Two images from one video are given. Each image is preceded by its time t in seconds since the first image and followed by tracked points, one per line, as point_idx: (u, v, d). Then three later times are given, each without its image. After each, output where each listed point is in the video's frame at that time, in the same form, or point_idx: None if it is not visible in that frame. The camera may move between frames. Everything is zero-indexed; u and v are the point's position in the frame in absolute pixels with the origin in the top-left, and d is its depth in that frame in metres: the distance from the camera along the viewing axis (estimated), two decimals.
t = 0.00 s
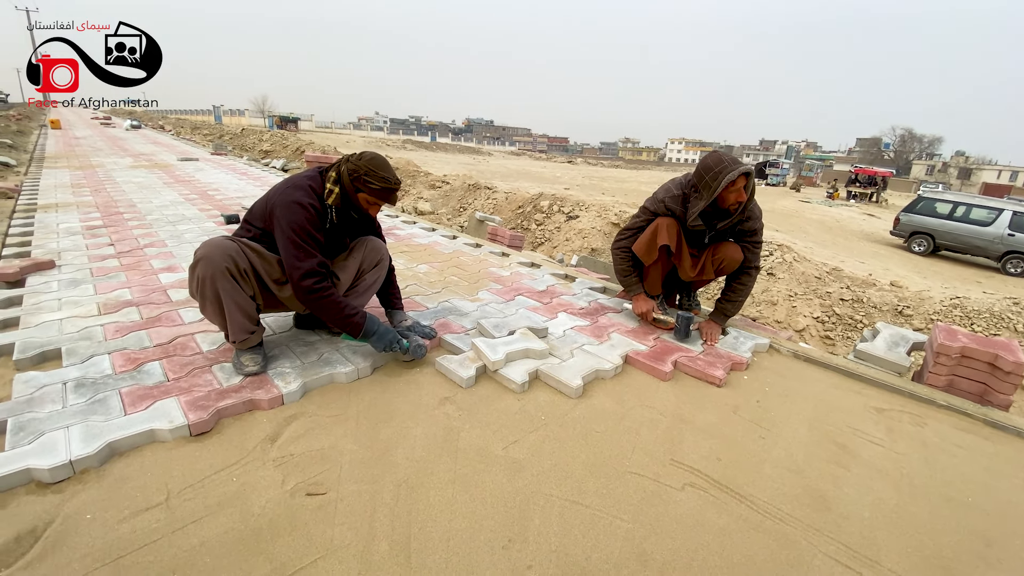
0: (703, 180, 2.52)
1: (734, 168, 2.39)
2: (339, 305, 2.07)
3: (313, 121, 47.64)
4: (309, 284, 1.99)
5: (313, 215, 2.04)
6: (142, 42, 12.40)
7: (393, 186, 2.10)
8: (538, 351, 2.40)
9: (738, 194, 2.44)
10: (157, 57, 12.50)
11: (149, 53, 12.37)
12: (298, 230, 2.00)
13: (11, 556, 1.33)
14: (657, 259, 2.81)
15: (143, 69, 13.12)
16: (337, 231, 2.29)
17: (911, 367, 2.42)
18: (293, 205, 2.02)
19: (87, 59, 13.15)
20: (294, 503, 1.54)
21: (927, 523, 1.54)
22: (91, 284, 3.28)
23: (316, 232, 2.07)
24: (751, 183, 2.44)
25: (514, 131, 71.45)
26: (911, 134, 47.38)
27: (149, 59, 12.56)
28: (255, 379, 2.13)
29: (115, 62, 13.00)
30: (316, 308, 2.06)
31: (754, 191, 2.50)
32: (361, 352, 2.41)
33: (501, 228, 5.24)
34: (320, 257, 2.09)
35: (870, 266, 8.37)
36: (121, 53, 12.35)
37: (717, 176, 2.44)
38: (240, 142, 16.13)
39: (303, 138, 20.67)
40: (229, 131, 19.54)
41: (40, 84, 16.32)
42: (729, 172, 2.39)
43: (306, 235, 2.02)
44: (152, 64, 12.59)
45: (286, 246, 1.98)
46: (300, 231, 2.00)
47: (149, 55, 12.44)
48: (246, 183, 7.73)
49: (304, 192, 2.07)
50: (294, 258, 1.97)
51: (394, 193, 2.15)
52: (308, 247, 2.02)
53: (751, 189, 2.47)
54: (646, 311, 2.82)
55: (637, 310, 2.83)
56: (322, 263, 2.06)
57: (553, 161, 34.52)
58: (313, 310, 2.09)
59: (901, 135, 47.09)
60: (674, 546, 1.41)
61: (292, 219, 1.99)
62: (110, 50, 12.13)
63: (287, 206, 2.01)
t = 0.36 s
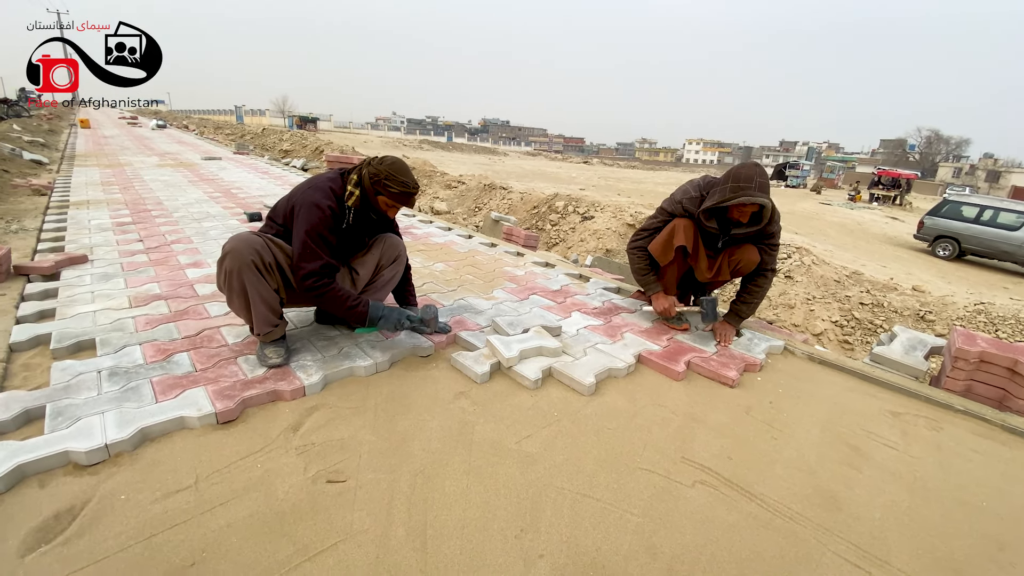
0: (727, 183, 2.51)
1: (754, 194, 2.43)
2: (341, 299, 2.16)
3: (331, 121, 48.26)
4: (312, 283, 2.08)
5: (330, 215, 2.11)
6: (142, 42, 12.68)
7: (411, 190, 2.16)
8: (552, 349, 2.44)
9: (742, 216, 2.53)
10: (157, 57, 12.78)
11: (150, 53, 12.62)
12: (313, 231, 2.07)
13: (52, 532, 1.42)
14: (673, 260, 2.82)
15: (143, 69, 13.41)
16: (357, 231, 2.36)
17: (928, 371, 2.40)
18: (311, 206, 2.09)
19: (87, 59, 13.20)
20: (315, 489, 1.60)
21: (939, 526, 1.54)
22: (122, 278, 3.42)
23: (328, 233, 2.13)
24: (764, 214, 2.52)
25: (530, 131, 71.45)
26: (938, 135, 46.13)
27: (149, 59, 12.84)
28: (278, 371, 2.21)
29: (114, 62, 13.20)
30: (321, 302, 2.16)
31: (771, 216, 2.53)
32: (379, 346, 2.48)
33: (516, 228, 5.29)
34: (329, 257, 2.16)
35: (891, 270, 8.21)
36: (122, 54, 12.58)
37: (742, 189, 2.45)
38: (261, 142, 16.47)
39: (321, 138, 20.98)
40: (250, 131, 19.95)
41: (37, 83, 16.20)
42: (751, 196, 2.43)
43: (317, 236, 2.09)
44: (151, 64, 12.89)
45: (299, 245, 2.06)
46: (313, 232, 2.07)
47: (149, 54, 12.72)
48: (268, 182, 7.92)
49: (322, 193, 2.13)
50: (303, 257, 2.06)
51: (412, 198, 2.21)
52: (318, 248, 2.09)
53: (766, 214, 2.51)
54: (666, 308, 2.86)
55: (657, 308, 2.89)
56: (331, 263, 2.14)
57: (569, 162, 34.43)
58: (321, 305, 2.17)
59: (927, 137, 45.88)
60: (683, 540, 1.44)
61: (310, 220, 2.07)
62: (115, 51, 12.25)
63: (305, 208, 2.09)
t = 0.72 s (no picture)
0: (758, 183, 2.50)
1: (784, 199, 2.42)
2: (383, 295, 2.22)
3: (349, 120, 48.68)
4: (360, 277, 2.14)
5: (360, 210, 2.16)
6: (143, 42, 12.93)
7: (436, 184, 2.20)
8: (569, 346, 2.45)
9: (765, 218, 2.52)
10: (156, 57, 13.09)
11: (150, 53, 12.94)
12: (347, 225, 2.12)
13: (87, 514, 1.48)
14: (696, 259, 2.81)
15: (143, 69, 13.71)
16: (381, 226, 2.41)
17: (954, 373, 2.35)
18: (341, 202, 2.13)
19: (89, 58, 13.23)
20: (338, 478, 1.64)
21: (965, 530, 1.51)
22: (150, 271, 3.52)
23: (361, 227, 2.17)
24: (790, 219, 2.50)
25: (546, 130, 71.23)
26: (967, 134, 44.75)
27: (150, 59, 13.10)
28: (302, 363, 2.26)
29: (114, 62, 13.35)
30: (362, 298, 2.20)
31: (797, 222, 2.52)
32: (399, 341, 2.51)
33: (533, 226, 5.30)
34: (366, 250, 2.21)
35: (916, 272, 8.01)
36: (122, 54, 12.87)
37: (772, 191, 2.45)
38: (281, 140, 16.70)
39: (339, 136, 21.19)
40: (271, 129, 20.27)
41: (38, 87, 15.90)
42: (779, 199, 2.42)
43: (353, 230, 2.13)
44: (151, 64, 13.16)
45: (335, 239, 2.10)
46: (348, 226, 2.12)
47: (150, 54, 13.00)
48: (288, 179, 8.06)
49: (350, 189, 2.17)
50: (345, 251, 2.10)
51: (436, 192, 2.25)
52: (355, 242, 2.14)
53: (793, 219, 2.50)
54: (684, 306, 2.84)
55: (675, 306, 2.87)
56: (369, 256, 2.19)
57: (585, 160, 34.26)
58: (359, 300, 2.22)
59: (956, 136, 44.52)
60: (701, 537, 1.44)
61: (343, 215, 2.11)
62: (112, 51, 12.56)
63: (336, 203, 2.13)
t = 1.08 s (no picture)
0: (786, 178, 2.47)
1: (809, 194, 2.39)
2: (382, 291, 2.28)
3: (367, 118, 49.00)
4: (359, 271, 2.16)
5: (381, 207, 2.19)
6: (142, 42, 13.21)
7: (459, 178, 2.22)
8: (590, 343, 2.45)
9: (790, 214, 2.49)
10: (156, 57, 13.36)
11: (150, 53, 13.22)
12: (364, 221, 2.15)
13: (123, 499, 1.53)
14: (720, 258, 2.77)
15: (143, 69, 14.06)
16: (403, 222, 2.43)
17: (986, 377, 2.29)
18: (364, 198, 2.16)
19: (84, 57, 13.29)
20: (363, 469, 1.68)
21: (1000, 536, 1.47)
22: (179, 265, 3.62)
23: (378, 223, 2.20)
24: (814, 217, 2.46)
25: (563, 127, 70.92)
26: (1000, 132, 43.20)
27: (150, 59, 13.37)
28: (326, 356, 2.31)
29: (114, 62, 13.63)
30: (363, 292, 2.25)
31: (824, 219, 2.47)
32: (420, 335, 2.54)
33: (551, 223, 5.30)
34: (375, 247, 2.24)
35: (944, 274, 7.78)
36: (123, 54, 13.17)
37: (799, 186, 2.41)
38: (302, 138, 16.94)
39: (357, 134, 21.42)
40: (291, 127, 20.56)
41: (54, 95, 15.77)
42: (805, 195, 2.39)
43: (368, 226, 2.16)
44: (151, 64, 13.41)
45: (348, 235, 2.14)
46: (363, 222, 2.15)
47: (150, 54, 13.27)
48: (309, 176, 8.18)
49: (373, 185, 2.21)
50: (350, 246, 2.14)
51: (459, 184, 2.27)
52: (367, 238, 2.17)
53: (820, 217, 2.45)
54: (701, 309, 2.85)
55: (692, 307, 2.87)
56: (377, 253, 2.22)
57: (602, 158, 34.02)
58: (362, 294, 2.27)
59: (988, 133, 43.00)
60: (725, 537, 1.43)
61: (362, 211, 2.14)
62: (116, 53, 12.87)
63: (358, 200, 2.16)
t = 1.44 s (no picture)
0: (811, 172, 2.41)
1: (836, 188, 2.34)
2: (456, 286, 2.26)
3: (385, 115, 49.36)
4: (436, 268, 2.18)
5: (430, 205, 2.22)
6: (141, 43, 13.54)
7: (497, 176, 2.25)
8: (610, 340, 2.43)
9: (817, 208, 2.43)
10: (156, 57, 13.63)
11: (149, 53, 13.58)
12: (420, 218, 2.17)
13: (152, 486, 1.57)
14: (742, 254, 2.73)
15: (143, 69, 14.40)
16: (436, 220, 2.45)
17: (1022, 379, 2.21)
18: (412, 195, 2.18)
19: (87, 58, 13.50)
20: (384, 461, 1.69)
21: None
22: (204, 259, 3.70)
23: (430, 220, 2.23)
24: (842, 212, 2.40)
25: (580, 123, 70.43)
26: None
27: (149, 58, 13.66)
28: (348, 349, 2.33)
29: (114, 62, 13.98)
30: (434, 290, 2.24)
31: (852, 213, 2.41)
32: (440, 330, 2.56)
33: (570, 220, 5.27)
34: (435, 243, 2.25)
35: (975, 273, 7.53)
36: (121, 54, 13.47)
37: (825, 180, 2.36)
38: (321, 134, 17.15)
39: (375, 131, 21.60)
40: (310, 124, 20.84)
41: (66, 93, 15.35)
42: (834, 188, 2.33)
43: (425, 224, 2.18)
44: (151, 64, 13.67)
45: (410, 232, 2.15)
46: (421, 220, 2.17)
47: (149, 55, 13.58)
48: (329, 172, 8.28)
49: (419, 184, 2.23)
50: (418, 244, 2.15)
51: (495, 183, 2.30)
52: (427, 235, 2.19)
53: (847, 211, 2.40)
54: (721, 306, 2.80)
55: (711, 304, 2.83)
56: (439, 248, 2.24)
57: (620, 155, 33.73)
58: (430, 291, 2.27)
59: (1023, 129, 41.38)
60: (749, 537, 1.41)
61: (415, 208, 2.15)
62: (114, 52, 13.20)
63: (407, 198, 2.17)
